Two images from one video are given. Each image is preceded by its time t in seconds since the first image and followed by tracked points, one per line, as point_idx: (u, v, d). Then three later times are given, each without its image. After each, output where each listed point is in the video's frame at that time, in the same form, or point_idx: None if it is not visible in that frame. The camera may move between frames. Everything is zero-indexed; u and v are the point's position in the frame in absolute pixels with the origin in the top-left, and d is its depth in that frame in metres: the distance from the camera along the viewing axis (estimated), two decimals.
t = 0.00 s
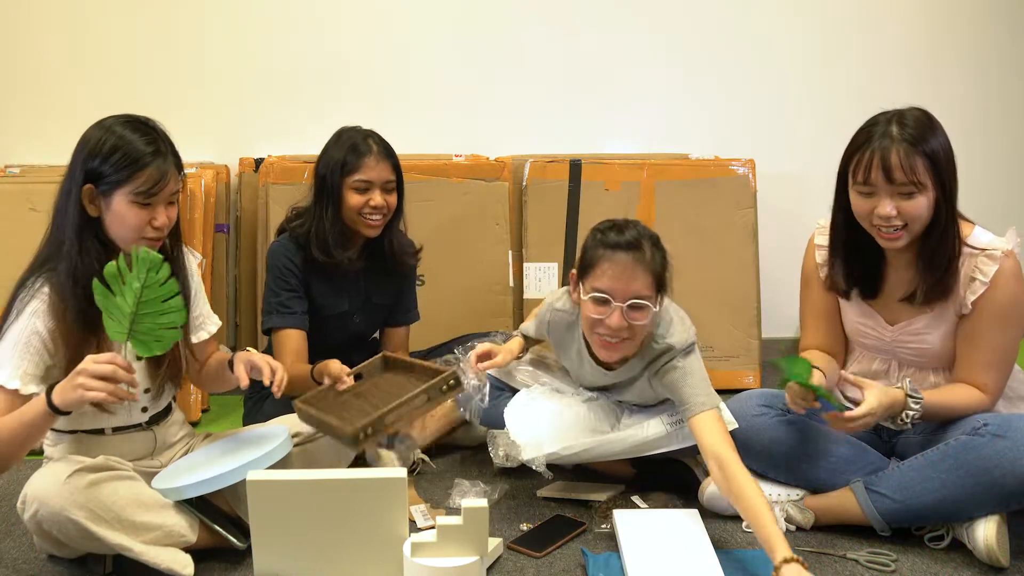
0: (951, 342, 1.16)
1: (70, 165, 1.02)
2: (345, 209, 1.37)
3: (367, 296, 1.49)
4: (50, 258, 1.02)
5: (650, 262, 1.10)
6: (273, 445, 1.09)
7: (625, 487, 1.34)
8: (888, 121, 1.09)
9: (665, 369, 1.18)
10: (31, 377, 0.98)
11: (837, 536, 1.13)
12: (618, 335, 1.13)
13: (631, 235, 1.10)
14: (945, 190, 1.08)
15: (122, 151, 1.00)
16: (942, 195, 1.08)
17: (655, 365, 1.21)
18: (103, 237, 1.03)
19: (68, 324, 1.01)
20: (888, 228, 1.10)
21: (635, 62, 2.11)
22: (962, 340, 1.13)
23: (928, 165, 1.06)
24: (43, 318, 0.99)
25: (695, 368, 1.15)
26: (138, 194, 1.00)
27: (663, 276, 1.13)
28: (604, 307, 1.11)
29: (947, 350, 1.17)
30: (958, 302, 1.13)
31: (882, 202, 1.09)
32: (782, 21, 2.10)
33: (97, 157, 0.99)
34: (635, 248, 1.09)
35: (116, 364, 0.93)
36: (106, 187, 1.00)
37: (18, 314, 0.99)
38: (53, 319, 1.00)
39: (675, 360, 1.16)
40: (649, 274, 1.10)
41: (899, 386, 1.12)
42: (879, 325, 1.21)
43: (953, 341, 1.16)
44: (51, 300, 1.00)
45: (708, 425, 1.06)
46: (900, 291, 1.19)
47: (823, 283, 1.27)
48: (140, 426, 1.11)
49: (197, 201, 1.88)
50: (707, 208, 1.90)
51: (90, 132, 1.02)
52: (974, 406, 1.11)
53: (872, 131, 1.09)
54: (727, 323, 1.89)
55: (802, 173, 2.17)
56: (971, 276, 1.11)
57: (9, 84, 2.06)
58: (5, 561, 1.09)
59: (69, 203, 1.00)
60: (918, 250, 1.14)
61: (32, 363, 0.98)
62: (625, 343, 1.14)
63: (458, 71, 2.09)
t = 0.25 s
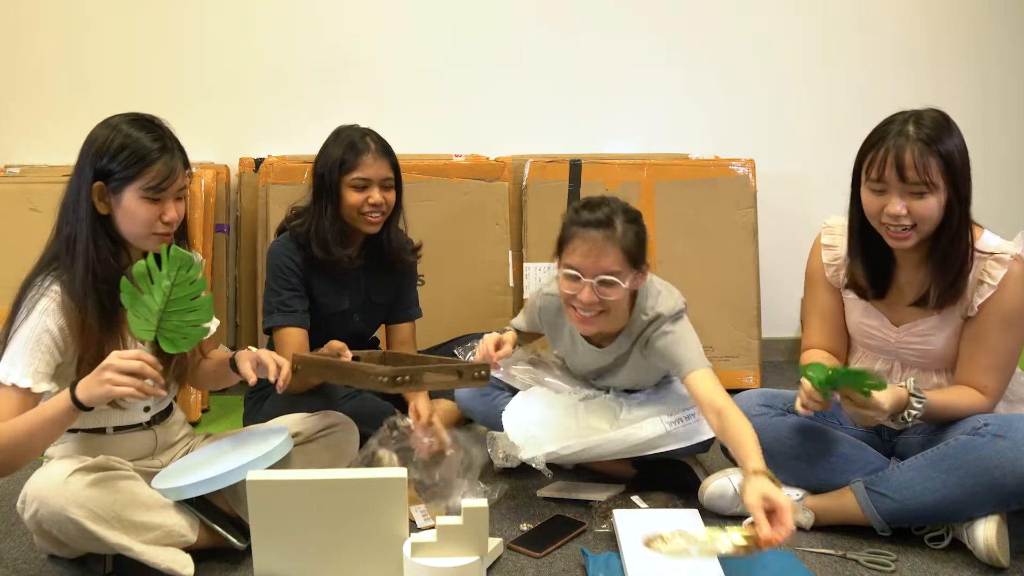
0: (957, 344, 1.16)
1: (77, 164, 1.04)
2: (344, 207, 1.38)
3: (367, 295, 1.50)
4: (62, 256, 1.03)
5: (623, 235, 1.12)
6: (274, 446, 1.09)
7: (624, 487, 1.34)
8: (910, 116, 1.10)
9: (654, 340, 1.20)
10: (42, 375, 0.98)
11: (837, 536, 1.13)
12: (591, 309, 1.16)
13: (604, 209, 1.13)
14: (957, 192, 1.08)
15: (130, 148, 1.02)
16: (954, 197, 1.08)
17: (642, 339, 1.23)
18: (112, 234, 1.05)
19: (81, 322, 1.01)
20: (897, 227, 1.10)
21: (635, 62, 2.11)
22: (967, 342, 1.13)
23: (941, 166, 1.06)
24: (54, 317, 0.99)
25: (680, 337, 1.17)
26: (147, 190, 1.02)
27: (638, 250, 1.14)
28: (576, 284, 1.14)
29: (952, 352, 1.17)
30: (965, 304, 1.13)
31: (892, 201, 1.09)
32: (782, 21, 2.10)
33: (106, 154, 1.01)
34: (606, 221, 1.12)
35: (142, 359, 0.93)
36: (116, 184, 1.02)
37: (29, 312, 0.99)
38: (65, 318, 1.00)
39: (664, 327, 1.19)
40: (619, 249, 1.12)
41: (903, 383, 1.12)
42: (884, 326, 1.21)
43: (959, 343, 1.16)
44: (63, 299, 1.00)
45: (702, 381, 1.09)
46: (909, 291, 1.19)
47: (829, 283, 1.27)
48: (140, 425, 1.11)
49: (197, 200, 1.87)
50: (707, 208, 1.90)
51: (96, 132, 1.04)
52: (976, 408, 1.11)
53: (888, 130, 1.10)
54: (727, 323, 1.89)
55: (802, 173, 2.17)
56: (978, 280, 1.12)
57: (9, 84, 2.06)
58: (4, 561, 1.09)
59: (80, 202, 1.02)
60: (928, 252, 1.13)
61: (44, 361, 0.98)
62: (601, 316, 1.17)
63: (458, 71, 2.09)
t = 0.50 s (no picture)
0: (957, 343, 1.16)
1: (82, 164, 1.05)
2: (340, 205, 1.38)
3: (367, 294, 1.50)
4: (69, 253, 1.03)
5: (589, 189, 1.18)
6: (273, 445, 1.09)
7: (624, 487, 1.34)
8: (915, 112, 1.10)
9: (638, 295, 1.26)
10: (50, 370, 0.98)
11: (837, 536, 1.13)
12: (561, 261, 1.22)
13: (575, 167, 1.21)
14: (954, 193, 1.08)
15: (135, 144, 1.03)
16: (951, 197, 1.09)
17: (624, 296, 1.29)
18: (121, 230, 1.06)
19: (88, 317, 1.01)
20: (891, 221, 1.11)
21: (635, 62, 2.11)
22: (967, 342, 1.13)
23: (939, 164, 1.07)
24: (63, 311, 1.00)
25: (660, 292, 1.24)
26: (155, 183, 1.04)
27: (609, 206, 1.20)
28: (543, 235, 1.21)
29: (953, 352, 1.17)
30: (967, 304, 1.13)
31: (890, 194, 1.11)
32: (782, 21, 2.10)
33: (111, 152, 1.03)
34: (574, 176, 1.19)
35: (163, 357, 0.97)
36: (124, 180, 1.03)
37: (36, 306, 0.99)
38: (72, 313, 1.00)
39: (647, 281, 1.26)
40: (583, 203, 1.18)
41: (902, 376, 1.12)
42: (886, 325, 1.21)
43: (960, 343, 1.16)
44: (71, 293, 1.01)
45: (683, 328, 1.18)
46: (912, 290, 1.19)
47: (833, 284, 1.28)
48: (142, 424, 1.11)
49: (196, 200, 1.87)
50: (708, 208, 1.90)
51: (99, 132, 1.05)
52: (976, 408, 1.11)
53: (890, 125, 1.11)
54: (727, 323, 1.89)
55: (802, 174, 2.17)
56: (981, 280, 1.12)
57: (9, 84, 2.06)
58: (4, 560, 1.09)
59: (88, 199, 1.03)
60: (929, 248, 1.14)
61: (52, 355, 0.98)
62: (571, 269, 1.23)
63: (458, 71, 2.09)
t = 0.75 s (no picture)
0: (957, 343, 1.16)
1: (86, 164, 1.05)
2: (339, 206, 1.38)
3: (367, 295, 1.50)
4: (77, 249, 1.03)
5: (573, 153, 1.24)
6: (273, 445, 1.09)
7: (624, 487, 1.34)
8: (919, 108, 1.10)
9: (623, 261, 1.30)
10: (61, 365, 0.98)
11: (837, 536, 1.13)
12: (550, 225, 1.26)
13: (558, 135, 1.27)
14: (950, 191, 1.08)
15: (140, 141, 1.03)
16: (948, 194, 1.09)
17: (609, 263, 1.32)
18: (128, 227, 1.06)
19: (99, 312, 1.02)
20: (885, 213, 1.12)
21: (635, 62, 2.11)
22: (967, 341, 1.13)
23: (936, 159, 1.07)
24: (73, 307, 1.00)
25: (639, 256, 1.27)
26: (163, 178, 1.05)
27: (593, 168, 1.26)
28: (532, 199, 1.26)
29: (953, 351, 1.17)
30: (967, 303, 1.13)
31: (886, 183, 1.11)
32: (783, 21, 2.10)
33: (116, 150, 1.03)
34: (558, 143, 1.25)
35: (186, 350, 0.98)
36: (132, 177, 1.03)
37: (46, 302, 0.99)
38: (83, 308, 1.01)
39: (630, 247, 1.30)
40: (569, 164, 1.24)
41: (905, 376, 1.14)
42: (885, 325, 1.21)
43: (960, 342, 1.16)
44: (80, 289, 1.01)
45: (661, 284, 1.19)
46: (911, 289, 1.19)
47: (833, 284, 1.28)
48: (142, 422, 1.11)
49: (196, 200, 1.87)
50: (708, 208, 1.90)
51: (103, 131, 1.05)
52: (976, 407, 1.11)
53: (893, 117, 1.11)
54: (727, 323, 1.90)
55: (802, 174, 2.17)
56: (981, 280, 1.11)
57: (9, 84, 2.06)
58: (4, 560, 1.09)
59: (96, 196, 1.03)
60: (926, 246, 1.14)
61: (62, 351, 0.98)
62: (558, 233, 1.26)
63: (458, 71, 2.09)
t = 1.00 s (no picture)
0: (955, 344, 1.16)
1: (95, 160, 1.04)
2: (335, 208, 1.39)
3: (364, 293, 1.49)
4: (86, 246, 1.03)
5: (561, 139, 1.28)
6: (272, 445, 1.09)
7: (624, 487, 1.34)
8: (933, 103, 1.11)
9: (604, 247, 1.31)
10: (69, 360, 0.98)
11: (837, 536, 1.13)
12: (538, 208, 1.29)
13: (547, 123, 1.30)
14: (948, 185, 1.09)
15: (153, 140, 1.04)
16: (946, 188, 1.09)
17: (593, 250, 1.33)
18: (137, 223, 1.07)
19: (109, 308, 1.03)
20: (880, 198, 1.13)
21: (635, 62, 2.11)
22: (965, 342, 1.13)
23: (938, 151, 1.08)
24: (82, 303, 1.00)
25: (616, 243, 1.29)
26: (175, 180, 1.06)
27: (579, 153, 1.29)
28: (520, 183, 1.29)
29: (951, 352, 1.17)
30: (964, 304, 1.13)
31: (885, 168, 1.12)
32: (783, 21, 2.10)
33: (130, 146, 1.03)
34: (546, 129, 1.29)
35: (204, 343, 1.00)
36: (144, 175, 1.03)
37: (56, 297, 1.00)
38: (91, 304, 1.01)
39: (612, 235, 1.31)
40: (555, 148, 1.27)
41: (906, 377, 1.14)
42: (883, 324, 1.20)
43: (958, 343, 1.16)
44: (89, 285, 1.01)
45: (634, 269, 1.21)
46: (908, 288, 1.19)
47: (828, 285, 1.28)
48: (145, 420, 1.11)
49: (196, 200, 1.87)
50: (708, 208, 1.90)
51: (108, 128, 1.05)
52: (975, 407, 1.11)
53: (905, 108, 1.12)
54: (727, 323, 1.90)
55: (802, 174, 2.17)
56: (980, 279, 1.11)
57: (9, 84, 2.06)
58: (4, 560, 1.09)
59: (106, 193, 1.03)
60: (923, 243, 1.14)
61: (72, 346, 0.99)
62: (546, 216, 1.29)
63: (458, 71, 2.09)
